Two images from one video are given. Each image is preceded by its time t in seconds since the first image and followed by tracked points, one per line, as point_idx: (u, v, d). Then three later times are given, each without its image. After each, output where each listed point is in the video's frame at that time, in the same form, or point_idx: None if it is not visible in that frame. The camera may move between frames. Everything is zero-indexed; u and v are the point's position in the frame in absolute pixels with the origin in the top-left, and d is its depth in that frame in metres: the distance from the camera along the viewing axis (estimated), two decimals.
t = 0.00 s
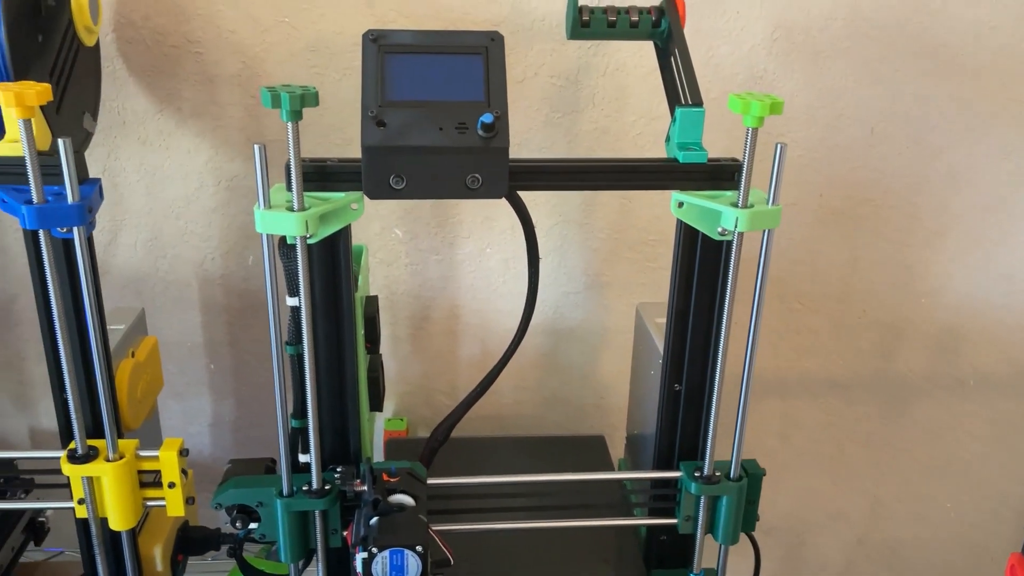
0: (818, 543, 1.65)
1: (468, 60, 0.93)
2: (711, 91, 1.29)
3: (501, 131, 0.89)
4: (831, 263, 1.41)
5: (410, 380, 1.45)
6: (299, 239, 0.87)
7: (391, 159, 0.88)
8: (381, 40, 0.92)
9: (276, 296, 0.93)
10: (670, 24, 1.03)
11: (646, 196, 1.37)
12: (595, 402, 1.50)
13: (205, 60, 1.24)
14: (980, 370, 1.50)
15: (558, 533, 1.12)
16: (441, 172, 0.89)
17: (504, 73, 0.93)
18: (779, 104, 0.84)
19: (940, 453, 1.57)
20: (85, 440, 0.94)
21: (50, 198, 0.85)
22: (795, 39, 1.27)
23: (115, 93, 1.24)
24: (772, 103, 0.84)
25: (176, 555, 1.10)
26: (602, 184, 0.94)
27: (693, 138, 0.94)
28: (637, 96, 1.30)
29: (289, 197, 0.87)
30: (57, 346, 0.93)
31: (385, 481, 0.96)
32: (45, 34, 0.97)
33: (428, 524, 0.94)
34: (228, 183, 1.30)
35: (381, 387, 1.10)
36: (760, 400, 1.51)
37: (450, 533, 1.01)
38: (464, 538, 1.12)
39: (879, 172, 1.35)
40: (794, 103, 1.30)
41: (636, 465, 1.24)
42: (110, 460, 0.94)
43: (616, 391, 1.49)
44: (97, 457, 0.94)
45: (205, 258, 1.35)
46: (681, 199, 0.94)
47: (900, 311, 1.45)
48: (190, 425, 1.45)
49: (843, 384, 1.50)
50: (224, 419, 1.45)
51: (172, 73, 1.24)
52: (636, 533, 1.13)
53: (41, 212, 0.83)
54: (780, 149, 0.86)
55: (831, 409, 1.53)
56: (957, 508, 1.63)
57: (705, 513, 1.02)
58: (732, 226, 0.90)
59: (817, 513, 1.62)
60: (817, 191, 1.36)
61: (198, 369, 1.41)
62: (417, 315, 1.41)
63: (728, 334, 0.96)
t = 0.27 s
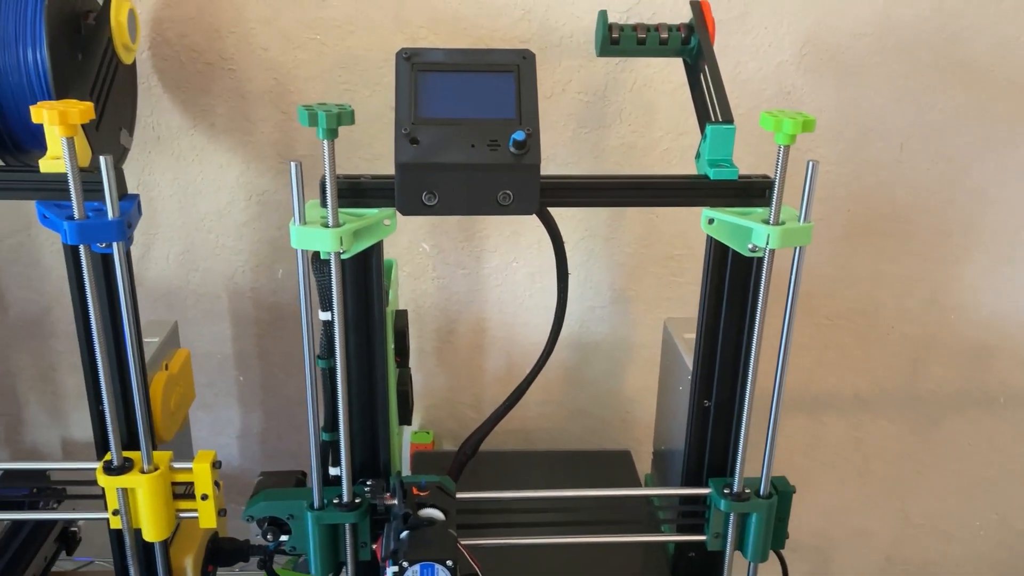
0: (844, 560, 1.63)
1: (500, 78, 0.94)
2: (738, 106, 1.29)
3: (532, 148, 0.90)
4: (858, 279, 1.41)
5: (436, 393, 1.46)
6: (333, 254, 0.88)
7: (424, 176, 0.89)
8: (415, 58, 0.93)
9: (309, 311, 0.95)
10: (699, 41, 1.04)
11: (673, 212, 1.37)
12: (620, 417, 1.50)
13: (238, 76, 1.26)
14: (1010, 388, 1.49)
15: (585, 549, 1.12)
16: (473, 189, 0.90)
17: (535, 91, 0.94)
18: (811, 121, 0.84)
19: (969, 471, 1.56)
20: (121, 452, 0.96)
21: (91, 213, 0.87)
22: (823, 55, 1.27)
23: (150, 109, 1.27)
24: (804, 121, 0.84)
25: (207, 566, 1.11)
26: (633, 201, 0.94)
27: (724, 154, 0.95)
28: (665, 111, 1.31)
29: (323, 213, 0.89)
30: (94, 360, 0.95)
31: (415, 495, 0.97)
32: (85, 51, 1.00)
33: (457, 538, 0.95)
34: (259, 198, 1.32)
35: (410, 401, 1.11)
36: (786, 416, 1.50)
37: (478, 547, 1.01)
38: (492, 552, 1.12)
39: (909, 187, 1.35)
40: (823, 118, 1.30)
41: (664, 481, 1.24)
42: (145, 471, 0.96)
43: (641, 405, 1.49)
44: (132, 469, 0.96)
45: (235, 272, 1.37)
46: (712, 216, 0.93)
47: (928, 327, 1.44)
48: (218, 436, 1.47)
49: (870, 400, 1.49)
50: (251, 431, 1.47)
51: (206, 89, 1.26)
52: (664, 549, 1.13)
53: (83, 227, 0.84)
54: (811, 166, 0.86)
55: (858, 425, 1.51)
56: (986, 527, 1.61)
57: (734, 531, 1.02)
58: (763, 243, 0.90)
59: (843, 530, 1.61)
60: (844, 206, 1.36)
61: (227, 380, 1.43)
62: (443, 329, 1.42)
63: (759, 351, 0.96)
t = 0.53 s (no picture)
0: None
1: (533, 94, 0.94)
2: (769, 120, 1.29)
3: (565, 163, 0.90)
4: (890, 293, 1.39)
5: (464, 405, 1.47)
6: (367, 268, 0.88)
7: (457, 191, 0.89)
8: (449, 74, 0.94)
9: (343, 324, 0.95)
10: (731, 55, 1.04)
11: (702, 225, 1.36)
12: (647, 430, 1.50)
13: (271, 90, 1.28)
14: None
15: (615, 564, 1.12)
16: (506, 204, 0.90)
17: (569, 106, 0.94)
18: (848, 138, 0.84)
19: (1004, 488, 1.53)
20: (156, 464, 0.97)
21: (130, 228, 0.88)
22: (855, 68, 1.26)
23: (185, 123, 1.29)
24: (841, 137, 0.83)
25: None
26: (666, 217, 0.94)
27: (759, 169, 0.95)
28: (694, 125, 1.31)
29: (359, 228, 0.89)
30: (130, 373, 0.96)
31: (446, 510, 0.96)
32: (124, 66, 1.01)
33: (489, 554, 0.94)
34: (291, 210, 1.34)
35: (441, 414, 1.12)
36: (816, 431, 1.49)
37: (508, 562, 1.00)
38: (522, 567, 1.11)
39: (942, 201, 1.33)
40: (855, 132, 1.29)
41: (693, 497, 1.23)
42: (179, 483, 0.96)
43: (669, 419, 1.49)
44: (167, 481, 0.97)
45: (266, 283, 1.39)
46: (746, 231, 0.93)
47: (962, 342, 1.42)
48: (248, 446, 1.49)
49: (902, 416, 1.47)
50: (280, 441, 1.49)
51: (239, 103, 1.28)
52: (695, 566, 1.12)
53: (122, 242, 0.85)
54: (848, 183, 0.86)
55: (889, 441, 1.50)
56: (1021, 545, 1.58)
57: (767, 549, 1.01)
58: (799, 259, 0.89)
59: (874, 546, 1.59)
60: (876, 220, 1.35)
61: (257, 391, 1.46)
62: (471, 341, 1.43)
63: (793, 368, 0.95)
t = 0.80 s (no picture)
0: None
1: (561, 102, 0.93)
2: (798, 127, 1.27)
3: (593, 172, 0.89)
4: (922, 303, 1.37)
5: (488, 413, 1.47)
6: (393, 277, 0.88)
7: (484, 199, 0.89)
8: (476, 83, 0.93)
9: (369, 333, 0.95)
10: (762, 62, 1.03)
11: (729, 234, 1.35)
12: (672, 440, 1.49)
13: (299, 98, 1.28)
14: None
15: None
16: (532, 213, 0.90)
17: (597, 115, 0.93)
18: (882, 147, 0.83)
19: None
20: (183, 470, 0.97)
21: (160, 235, 0.89)
22: (887, 75, 1.24)
23: (213, 131, 1.30)
24: (875, 146, 0.82)
25: None
26: (695, 226, 0.93)
27: (789, 179, 0.94)
28: (722, 133, 1.30)
29: (386, 236, 0.90)
30: (159, 381, 0.96)
31: (471, 520, 0.96)
32: (154, 76, 1.02)
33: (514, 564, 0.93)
34: (317, 218, 1.35)
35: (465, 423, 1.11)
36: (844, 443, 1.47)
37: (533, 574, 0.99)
38: None
39: (977, 210, 1.31)
40: (886, 139, 1.27)
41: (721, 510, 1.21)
42: (206, 490, 0.97)
43: (695, 429, 1.48)
44: (194, 487, 0.97)
45: (292, 290, 1.40)
46: (776, 241, 0.92)
47: (995, 354, 1.39)
48: (273, 453, 1.50)
49: (933, 428, 1.45)
50: (305, 448, 1.50)
51: (267, 111, 1.29)
52: None
53: (152, 250, 0.86)
54: (881, 192, 0.84)
55: (920, 453, 1.47)
56: None
57: (795, 564, 1.00)
58: (830, 269, 0.88)
59: (904, 560, 1.56)
60: (907, 229, 1.32)
61: (283, 397, 1.46)
62: (496, 349, 1.42)
63: (824, 379, 0.93)
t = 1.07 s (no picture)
0: None
1: (593, 103, 0.92)
2: (835, 129, 1.25)
3: (625, 175, 0.88)
4: (961, 310, 1.33)
5: (516, 416, 1.46)
6: (423, 280, 0.88)
7: (515, 202, 0.88)
8: (508, 84, 0.93)
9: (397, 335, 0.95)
10: (798, 63, 1.01)
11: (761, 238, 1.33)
12: (702, 446, 1.47)
13: (330, 100, 1.29)
14: None
15: None
16: (563, 216, 0.89)
17: (629, 117, 0.92)
18: (923, 150, 0.81)
19: None
20: (213, 471, 0.98)
21: (191, 236, 0.89)
22: (926, 76, 1.22)
23: (245, 133, 1.31)
24: (916, 149, 0.80)
25: None
26: (728, 230, 0.91)
27: (826, 182, 0.92)
28: (756, 136, 1.28)
29: (416, 239, 0.89)
30: (189, 381, 0.97)
31: (500, 525, 0.95)
32: (187, 78, 1.02)
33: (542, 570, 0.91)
34: (347, 220, 1.35)
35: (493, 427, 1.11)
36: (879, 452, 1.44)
37: None
38: None
39: (1019, 214, 1.27)
40: (926, 142, 1.24)
41: (752, 519, 1.19)
42: (235, 491, 0.97)
43: (725, 435, 1.46)
44: (223, 488, 0.97)
45: (321, 291, 1.40)
46: (812, 245, 0.90)
47: None
48: (301, 453, 1.50)
49: (971, 438, 1.41)
50: (333, 449, 1.50)
51: (298, 113, 1.29)
52: None
53: (184, 251, 0.86)
54: (921, 197, 0.82)
55: (957, 464, 1.43)
56: None
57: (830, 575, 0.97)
58: (868, 275, 0.86)
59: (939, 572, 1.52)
60: (947, 234, 1.29)
61: (311, 399, 1.47)
62: (525, 352, 1.41)
63: (861, 387, 0.91)
